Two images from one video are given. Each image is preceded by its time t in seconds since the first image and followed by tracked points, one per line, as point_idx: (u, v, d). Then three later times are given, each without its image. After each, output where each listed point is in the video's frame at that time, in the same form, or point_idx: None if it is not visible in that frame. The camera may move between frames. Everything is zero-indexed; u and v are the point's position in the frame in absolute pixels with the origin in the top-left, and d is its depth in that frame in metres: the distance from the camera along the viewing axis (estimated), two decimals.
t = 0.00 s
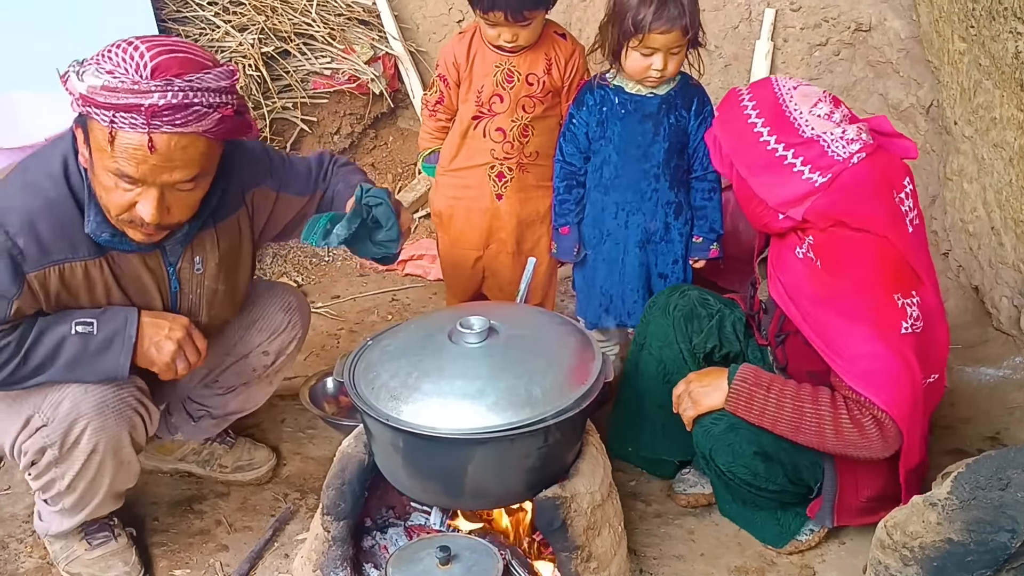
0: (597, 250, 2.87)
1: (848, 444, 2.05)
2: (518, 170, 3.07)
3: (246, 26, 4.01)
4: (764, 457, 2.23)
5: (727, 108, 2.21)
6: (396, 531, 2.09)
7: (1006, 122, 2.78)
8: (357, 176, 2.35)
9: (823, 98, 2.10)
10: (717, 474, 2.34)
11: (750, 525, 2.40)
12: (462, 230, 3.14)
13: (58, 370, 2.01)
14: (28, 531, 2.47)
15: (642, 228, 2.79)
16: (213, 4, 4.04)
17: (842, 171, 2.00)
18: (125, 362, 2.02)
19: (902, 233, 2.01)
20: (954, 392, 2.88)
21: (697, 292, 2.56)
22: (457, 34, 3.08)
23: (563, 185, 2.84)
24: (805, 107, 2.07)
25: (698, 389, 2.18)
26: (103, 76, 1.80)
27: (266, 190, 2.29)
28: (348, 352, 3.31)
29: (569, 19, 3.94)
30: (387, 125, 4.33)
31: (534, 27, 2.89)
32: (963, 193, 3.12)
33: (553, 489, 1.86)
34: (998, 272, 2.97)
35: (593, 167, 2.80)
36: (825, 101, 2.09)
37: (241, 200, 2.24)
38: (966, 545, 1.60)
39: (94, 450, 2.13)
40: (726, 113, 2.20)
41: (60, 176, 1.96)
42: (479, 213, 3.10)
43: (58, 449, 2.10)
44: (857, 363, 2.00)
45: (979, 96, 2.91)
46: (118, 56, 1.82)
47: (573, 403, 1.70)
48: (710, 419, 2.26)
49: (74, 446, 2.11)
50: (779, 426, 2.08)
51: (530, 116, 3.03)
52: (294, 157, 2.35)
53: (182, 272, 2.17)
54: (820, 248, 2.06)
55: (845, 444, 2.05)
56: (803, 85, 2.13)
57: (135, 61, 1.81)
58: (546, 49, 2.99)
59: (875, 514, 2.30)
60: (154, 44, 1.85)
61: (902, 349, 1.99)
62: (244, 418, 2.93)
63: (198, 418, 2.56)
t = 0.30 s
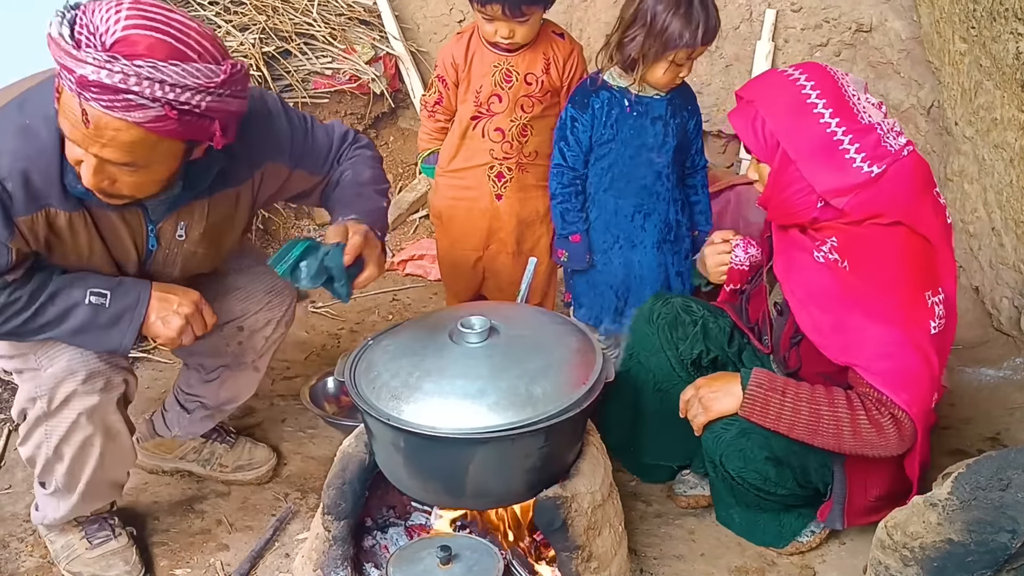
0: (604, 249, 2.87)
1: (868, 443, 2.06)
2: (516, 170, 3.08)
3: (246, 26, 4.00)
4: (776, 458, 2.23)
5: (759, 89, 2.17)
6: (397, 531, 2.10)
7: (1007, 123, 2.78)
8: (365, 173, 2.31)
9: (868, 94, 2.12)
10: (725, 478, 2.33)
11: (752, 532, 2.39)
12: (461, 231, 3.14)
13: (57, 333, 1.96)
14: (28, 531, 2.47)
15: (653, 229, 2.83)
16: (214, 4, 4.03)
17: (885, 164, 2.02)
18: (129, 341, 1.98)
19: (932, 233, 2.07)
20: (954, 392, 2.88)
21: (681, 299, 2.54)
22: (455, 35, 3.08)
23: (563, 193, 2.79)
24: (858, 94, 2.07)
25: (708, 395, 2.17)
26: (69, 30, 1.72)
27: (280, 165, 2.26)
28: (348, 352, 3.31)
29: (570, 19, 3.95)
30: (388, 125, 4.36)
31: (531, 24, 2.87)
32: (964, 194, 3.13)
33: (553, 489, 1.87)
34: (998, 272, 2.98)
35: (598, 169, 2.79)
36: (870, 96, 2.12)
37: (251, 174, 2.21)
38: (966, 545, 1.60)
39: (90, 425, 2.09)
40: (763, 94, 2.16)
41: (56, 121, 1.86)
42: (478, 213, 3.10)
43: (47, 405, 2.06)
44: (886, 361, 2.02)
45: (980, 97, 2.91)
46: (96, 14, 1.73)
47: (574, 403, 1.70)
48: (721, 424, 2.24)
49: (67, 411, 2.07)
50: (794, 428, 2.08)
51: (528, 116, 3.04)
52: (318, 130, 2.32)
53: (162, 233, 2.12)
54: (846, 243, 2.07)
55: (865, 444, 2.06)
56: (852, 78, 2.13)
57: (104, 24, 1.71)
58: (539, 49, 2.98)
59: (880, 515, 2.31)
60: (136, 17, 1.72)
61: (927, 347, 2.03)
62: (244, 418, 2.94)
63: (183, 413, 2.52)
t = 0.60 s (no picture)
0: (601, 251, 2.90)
1: (890, 441, 2.07)
2: (508, 169, 3.08)
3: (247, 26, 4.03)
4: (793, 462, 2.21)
5: (777, 82, 2.12)
6: (397, 531, 2.10)
7: (1007, 123, 2.78)
8: (339, 134, 2.14)
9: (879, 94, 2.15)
10: (738, 485, 2.30)
11: (761, 541, 2.35)
12: (455, 230, 3.17)
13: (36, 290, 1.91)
14: (28, 531, 2.47)
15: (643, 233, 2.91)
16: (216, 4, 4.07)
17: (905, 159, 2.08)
18: (108, 324, 1.95)
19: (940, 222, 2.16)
20: (954, 392, 2.88)
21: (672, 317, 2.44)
22: (454, 33, 3.09)
23: (568, 196, 2.81)
24: (878, 90, 2.10)
25: (724, 402, 2.14)
26: None
27: (255, 96, 2.09)
28: (349, 351, 3.31)
29: (570, 20, 3.94)
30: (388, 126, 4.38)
31: (531, 16, 2.88)
32: (964, 194, 3.13)
33: (554, 489, 1.87)
34: (998, 273, 2.97)
35: (599, 173, 2.82)
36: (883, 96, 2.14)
37: (215, 101, 2.04)
38: (966, 546, 1.60)
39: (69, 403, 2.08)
40: (787, 85, 2.10)
41: None
42: (471, 212, 3.12)
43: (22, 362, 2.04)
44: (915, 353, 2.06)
45: (980, 98, 2.91)
46: None
47: (573, 404, 1.70)
48: (739, 431, 2.22)
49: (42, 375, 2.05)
50: (821, 430, 2.09)
51: (521, 115, 3.03)
52: (305, 60, 2.11)
53: (124, 162, 1.96)
54: (863, 238, 2.11)
55: (890, 440, 2.07)
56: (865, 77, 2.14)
57: None
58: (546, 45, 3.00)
59: (888, 507, 2.33)
60: None
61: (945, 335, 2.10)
62: (244, 418, 2.94)
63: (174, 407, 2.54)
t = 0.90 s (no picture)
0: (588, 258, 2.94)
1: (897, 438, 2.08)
2: (510, 169, 3.08)
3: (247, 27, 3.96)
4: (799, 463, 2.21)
5: (767, 91, 2.08)
6: (397, 532, 2.10)
7: (1007, 123, 2.78)
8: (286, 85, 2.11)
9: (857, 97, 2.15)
10: (743, 488, 2.29)
11: (765, 545, 2.33)
12: (455, 232, 3.17)
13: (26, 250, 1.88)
14: (29, 531, 2.47)
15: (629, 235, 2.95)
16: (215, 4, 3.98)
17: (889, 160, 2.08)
18: (95, 295, 1.94)
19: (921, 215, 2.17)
20: (954, 393, 2.88)
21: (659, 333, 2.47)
22: (454, 34, 3.08)
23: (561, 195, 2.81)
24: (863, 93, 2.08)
25: (728, 405, 2.15)
26: None
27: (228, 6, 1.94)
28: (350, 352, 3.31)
29: (571, 21, 3.95)
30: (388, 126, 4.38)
31: (534, 11, 2.89)
32: (964, 195, 3.13)
33: (554, 489, 1.87)
34: (998, 273, 2.97)
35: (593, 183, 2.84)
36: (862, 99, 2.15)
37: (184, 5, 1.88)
38: (966, 546, 1.60)
39: (67, 383, 2.07)
40: (781, 94, 2.05)
41: None
42: (473, 212, 3.12)
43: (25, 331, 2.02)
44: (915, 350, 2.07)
45: (980, 98, 2.91)
46: None
47: (573, 404, 1.71)
48: (744, 435, 2.23)
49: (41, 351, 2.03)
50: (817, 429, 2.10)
51: (522, 115, 3.03)
52: None
53: (99, 81, 1.82)
54: (852, 241, 2.11)
55: (896, 437, 2.08)
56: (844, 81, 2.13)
57: None
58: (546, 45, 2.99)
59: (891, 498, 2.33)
60: None
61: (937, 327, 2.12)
62: (244, 419, 2.94)
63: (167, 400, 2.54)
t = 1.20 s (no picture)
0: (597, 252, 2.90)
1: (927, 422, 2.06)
2: (509, 168, 3.08)
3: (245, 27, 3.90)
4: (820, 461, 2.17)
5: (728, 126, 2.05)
6: (397, 532, 2.10)
7: (1007, 123, 2.78)
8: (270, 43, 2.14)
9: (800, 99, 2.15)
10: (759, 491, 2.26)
11: (771, 548, 2.32)
12: (454, 232, 3.17)
13: None
14: (28, 532, 2.47)
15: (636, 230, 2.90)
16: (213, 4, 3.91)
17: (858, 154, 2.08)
18: None
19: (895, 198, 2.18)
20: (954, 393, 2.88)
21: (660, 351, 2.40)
22: (452, 34, 3.08)
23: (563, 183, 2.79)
24: (819, 98, 2.07)
25: (760, 410, 2.10)
26: None
27: None
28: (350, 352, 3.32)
29: (571, 21, 3.95)
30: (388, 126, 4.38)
31: (528, 8, 2.88)
32: (964, 195, 3.13)
33: (553, 490, 1.86)
34: (998, 274, 2.97)
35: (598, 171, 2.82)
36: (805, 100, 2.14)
37: None
38: (966, 546, 1.60)
39: (64, 388, 2.07)
40: (745, 123, 2.01)
41: None
42: (473, 211, 3.11)
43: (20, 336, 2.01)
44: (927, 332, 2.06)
45: (980, 99, 2.91)
46: None
47: (573, 404, 1.70)
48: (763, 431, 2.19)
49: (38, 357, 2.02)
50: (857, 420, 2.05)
51: (522, 114, 3.03)
52: None
53: None
54: (839, 243, 2.11)
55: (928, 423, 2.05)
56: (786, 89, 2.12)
57: None
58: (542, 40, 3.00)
59: (900, 482, 2.34)
60: None
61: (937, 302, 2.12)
62: (244, 419, 2.94)
63: (163, 399, 2.53)
